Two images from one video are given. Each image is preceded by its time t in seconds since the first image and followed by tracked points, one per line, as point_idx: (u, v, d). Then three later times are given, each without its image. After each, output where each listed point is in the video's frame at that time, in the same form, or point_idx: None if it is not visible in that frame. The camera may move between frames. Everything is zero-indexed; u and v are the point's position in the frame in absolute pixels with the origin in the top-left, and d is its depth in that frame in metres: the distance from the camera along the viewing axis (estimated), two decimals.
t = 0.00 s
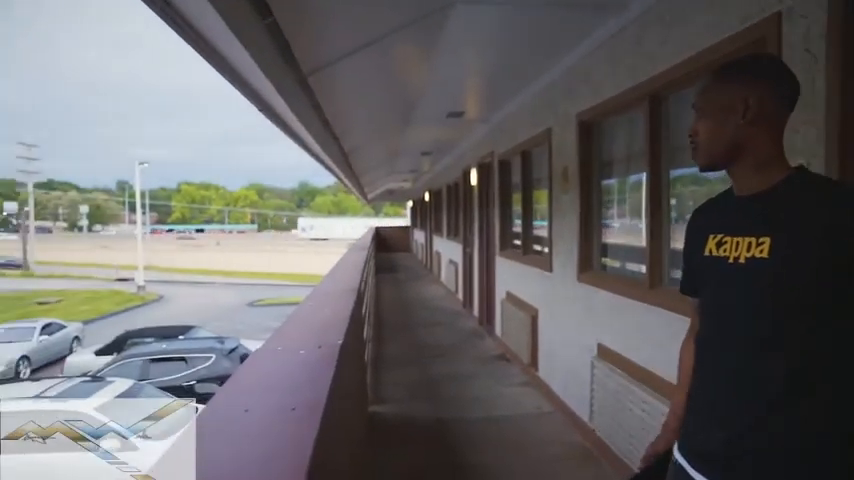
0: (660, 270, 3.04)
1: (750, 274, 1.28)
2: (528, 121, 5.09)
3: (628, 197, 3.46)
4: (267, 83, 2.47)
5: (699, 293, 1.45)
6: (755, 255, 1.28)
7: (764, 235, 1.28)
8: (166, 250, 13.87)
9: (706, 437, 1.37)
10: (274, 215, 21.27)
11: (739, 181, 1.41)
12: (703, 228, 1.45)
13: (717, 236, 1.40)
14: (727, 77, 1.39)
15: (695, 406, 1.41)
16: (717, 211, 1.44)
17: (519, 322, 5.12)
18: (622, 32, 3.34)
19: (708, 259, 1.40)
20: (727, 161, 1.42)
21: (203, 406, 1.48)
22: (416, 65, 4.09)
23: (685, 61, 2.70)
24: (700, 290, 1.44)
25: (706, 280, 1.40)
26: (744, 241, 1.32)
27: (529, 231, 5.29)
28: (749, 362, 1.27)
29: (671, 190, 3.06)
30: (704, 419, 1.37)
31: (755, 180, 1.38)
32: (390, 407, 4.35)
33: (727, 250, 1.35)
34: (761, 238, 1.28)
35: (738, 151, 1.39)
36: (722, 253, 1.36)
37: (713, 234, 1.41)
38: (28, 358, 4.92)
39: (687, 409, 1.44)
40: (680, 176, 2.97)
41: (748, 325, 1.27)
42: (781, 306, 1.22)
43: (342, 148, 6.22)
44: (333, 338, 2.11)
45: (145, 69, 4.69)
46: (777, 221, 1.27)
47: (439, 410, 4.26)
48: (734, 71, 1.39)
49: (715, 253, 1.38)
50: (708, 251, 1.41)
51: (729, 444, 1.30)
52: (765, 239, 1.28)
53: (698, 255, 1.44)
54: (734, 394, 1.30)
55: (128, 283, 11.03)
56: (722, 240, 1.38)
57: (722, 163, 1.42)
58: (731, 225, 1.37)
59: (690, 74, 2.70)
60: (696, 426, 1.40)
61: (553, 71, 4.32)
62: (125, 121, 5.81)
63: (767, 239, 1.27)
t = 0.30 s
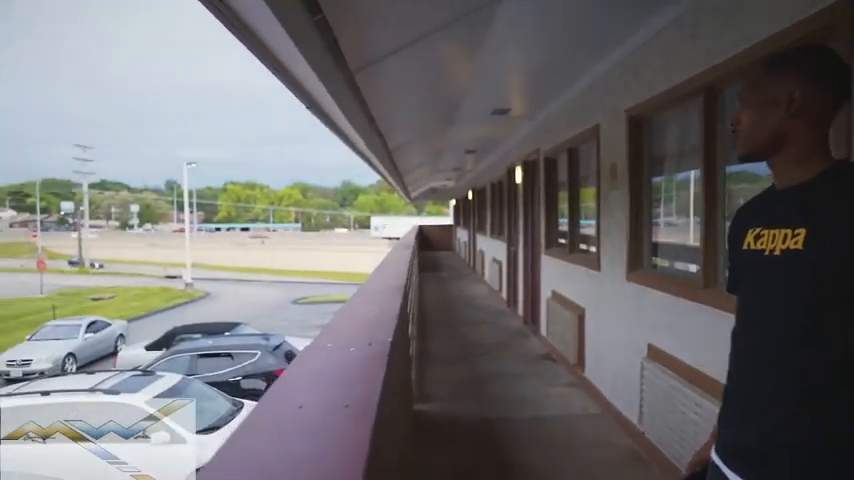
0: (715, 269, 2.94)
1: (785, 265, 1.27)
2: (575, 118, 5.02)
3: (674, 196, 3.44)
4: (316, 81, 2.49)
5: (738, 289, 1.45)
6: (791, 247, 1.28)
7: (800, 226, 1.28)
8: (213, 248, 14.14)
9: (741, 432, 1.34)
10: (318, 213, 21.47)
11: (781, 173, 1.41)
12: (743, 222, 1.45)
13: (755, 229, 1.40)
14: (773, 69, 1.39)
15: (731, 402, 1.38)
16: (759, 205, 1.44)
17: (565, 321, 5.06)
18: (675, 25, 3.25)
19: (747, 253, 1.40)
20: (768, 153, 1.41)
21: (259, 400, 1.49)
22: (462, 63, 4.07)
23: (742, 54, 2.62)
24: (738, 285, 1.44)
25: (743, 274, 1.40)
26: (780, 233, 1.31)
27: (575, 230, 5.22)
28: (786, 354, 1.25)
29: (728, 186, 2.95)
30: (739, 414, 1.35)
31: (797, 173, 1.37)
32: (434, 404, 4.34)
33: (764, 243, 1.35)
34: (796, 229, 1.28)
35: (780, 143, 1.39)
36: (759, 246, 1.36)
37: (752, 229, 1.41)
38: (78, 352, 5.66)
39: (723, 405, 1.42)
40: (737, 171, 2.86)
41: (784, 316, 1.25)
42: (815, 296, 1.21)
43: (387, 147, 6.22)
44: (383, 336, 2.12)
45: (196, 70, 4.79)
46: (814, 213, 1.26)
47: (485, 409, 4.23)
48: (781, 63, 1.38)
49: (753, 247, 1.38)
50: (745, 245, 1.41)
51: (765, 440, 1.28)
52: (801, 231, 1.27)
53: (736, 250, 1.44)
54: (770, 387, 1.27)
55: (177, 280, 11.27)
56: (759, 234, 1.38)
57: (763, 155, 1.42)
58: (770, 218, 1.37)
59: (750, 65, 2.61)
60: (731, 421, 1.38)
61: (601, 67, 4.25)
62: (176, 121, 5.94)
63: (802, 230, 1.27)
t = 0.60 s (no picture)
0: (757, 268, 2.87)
1: (811, 260, 1.26)
2: (611, 114, 4.94)
3: (711, 194, 3.41)
4: (351, 77, 2.50)
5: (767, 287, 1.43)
6: (819, 242, 1.26)
7: (828, 221, 1.26)
8: (249, 245, 14.31)
9: (763, 430, 1.34)
10: (352, 212, 21.57)
11: (813, 168, 1.40)
12: (773, 220, 1.44)
13: (785, 226, 1.39)
14: (807, 63, 1.38)
15: (758, 399, 1.37)
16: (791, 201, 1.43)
17: (601, 320, 5.00)
18: (714, 19, 3.18)
19: (777, 250, 1.38)
20: (800, 149, 1.41)
21: (296, 398, 1.50)
22: (496, 60, 4.05)
23: (783, 47, 2.56)
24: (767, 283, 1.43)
25: (772, 271, 1.39)
26: (807, 228, 1.30)
27: (611, 228, 5.15)
28: (810, 352, 1.23)
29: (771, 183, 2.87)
30: (764, 412, 1.34)
31: (829, 169, 1.36)
32: (467, 403, 4.33)
33: (793, 240, 1.34)
34: (824, 225, 1.27)
35: (812, 139, 1.38)
36: (787, 243, 1.35)
37: (782, 226, 1.40)
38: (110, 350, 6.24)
39: (751, 404, 1.40)
40: (781, 168, 2.78)
41: (809, 312, 1.24)
42: (840, 290, 1.20)
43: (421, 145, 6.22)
44: (419, 333, 2.13)
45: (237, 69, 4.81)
46: (842, 208, 1.24)
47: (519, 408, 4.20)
48: (817, 58, 1.37)
49: (782, 244, 1.37)
50: (775, 243, 1.39)
51: (783, 439, 1.27)
52: (828, 225, 1.26)
53: (766, 248, 1.43)
54: (795, 385, 1.26)
55: (214, 277, 11.41)
56: (788, 231, 1.36)
57: (795, 151, 1.42)
58: (799, 214, 1.35)
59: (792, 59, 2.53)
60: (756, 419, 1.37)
61: (637, 62, 4.18)
62: (214, 120, 6.01)
63: (830, 225, 1.25)
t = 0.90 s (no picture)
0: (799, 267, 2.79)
1: (842, 256, 1.20)
2: (647, 110, 4.86)
3: (748, 192, 3.37)
4: (384, 73, 2.48)
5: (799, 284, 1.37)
6: (850, 236, 1.20)
7: None
8: (281, 242, 14.47)
9: (791, 426, 1.30)
10: (383, 209, 21.64)
11: (847, 165, 1.33)
12: (807, 215, 1.37)
13: (819, 220, 1.32)
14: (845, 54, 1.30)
15: (788, 397, 1.32)
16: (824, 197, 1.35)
17: (635, 319, 4.93)
18: (754, 12, 3.08)
19: (809, 247, 1.32)
20: (834, 145, 1.33)
21: (330, 394, 1.49)
22: (529, 57, 4.00)
23: (830, 37, 2.45)
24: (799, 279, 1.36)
25: (803, 268, 1.33)
26: (840, 222, 1.23)
27: (646, 226, 5.08)
28: (840, 350, 1.18)
29: (815, 180, 2.78)
30: (794, 410, 1.29)
31: None
32: (499, 401, 4.32)
33: (825, 236, 1.27)
34: None
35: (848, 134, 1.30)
36: (818, 239, 1.28)
37: (815, 221, 1.33)
38: (140, 348, 6.12)
39: (781, 404, 1.35)
40: (826, 165, 2.70)
41: (838, 309, 1.18)
42: None
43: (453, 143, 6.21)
44: (453, 330, 2.12)
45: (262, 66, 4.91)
46: None
47: (552, 407, 4.16)
48: None
49: (814, 241, 1.30)
50: (807, 240, 1.33)
51: (810, 436, 1.24)
52: None
53: (798, 244, 1.36)
54: (823, 382, 1.22)
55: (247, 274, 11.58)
56: (821, 227, 1.30)
57: (830, 146, 1.34)
58: (832, 210, 1.28)
59: (836, 53, 2.45)
60: (787, 419, 1.32)
61: (674, 56, 4.09)
62: (244, 117, 6.06)
63: None
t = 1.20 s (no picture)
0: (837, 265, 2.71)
1: None
2: (678, 105, 4.78)
3: (781, 189, 3.32)
4: (412, 68, 2.46)
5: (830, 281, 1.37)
6: None
7: None
8: (310, 240, 14.56)
9: (820, 425, 1.31)
10: (410, 208, 21.63)
11: None
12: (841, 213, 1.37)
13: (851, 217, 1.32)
14: None
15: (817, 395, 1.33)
16: None
17: (666, 318, 4.85)
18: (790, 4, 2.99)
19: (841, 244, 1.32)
20: None
21: (358, 392, 1.49)
22: (557, 52, 3.95)
23: None
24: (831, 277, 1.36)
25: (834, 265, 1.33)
26: None
27: (677, 223, 4.99)
28: None
29: None
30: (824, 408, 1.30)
31: None
32: (526, 399, 4.29)
33: None
34: None
35: None
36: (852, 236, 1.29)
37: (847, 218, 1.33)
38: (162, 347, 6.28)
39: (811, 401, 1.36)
40: None
41: None
42: None
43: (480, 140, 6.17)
44: (483, 326, 2.11)
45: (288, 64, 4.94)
46: None
47: (580, 406, 4.12)
48: None
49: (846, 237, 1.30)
50: (839, 236, 1.33)
51: (841, 434, 1.26)
52: None
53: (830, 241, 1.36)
54: None
55: (276, 271, 11.69)
56: None
57: None
58: None
59: None
60: (815, 416, 1.32)
61: (706, 49, 4.00)
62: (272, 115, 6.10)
63: None
